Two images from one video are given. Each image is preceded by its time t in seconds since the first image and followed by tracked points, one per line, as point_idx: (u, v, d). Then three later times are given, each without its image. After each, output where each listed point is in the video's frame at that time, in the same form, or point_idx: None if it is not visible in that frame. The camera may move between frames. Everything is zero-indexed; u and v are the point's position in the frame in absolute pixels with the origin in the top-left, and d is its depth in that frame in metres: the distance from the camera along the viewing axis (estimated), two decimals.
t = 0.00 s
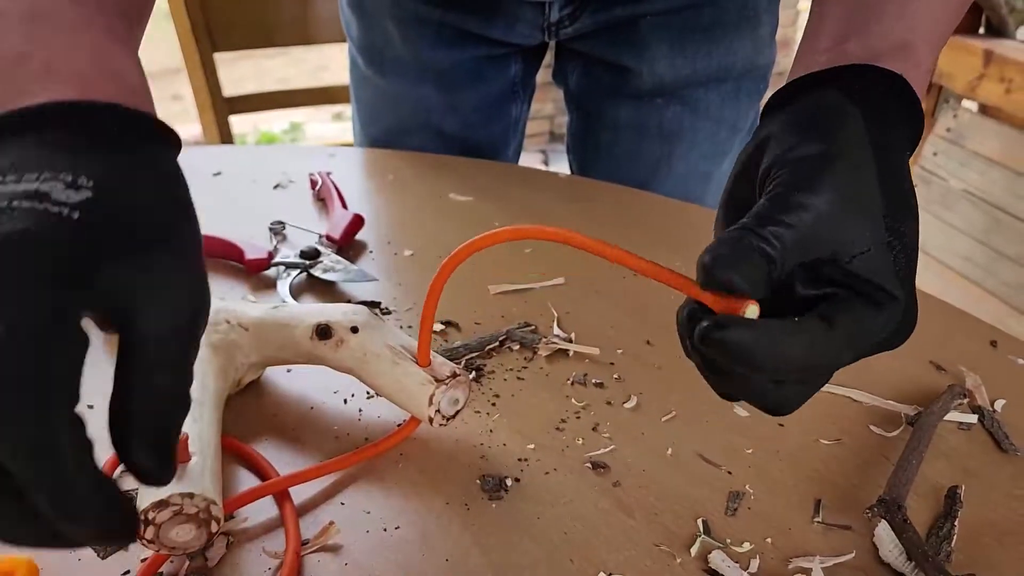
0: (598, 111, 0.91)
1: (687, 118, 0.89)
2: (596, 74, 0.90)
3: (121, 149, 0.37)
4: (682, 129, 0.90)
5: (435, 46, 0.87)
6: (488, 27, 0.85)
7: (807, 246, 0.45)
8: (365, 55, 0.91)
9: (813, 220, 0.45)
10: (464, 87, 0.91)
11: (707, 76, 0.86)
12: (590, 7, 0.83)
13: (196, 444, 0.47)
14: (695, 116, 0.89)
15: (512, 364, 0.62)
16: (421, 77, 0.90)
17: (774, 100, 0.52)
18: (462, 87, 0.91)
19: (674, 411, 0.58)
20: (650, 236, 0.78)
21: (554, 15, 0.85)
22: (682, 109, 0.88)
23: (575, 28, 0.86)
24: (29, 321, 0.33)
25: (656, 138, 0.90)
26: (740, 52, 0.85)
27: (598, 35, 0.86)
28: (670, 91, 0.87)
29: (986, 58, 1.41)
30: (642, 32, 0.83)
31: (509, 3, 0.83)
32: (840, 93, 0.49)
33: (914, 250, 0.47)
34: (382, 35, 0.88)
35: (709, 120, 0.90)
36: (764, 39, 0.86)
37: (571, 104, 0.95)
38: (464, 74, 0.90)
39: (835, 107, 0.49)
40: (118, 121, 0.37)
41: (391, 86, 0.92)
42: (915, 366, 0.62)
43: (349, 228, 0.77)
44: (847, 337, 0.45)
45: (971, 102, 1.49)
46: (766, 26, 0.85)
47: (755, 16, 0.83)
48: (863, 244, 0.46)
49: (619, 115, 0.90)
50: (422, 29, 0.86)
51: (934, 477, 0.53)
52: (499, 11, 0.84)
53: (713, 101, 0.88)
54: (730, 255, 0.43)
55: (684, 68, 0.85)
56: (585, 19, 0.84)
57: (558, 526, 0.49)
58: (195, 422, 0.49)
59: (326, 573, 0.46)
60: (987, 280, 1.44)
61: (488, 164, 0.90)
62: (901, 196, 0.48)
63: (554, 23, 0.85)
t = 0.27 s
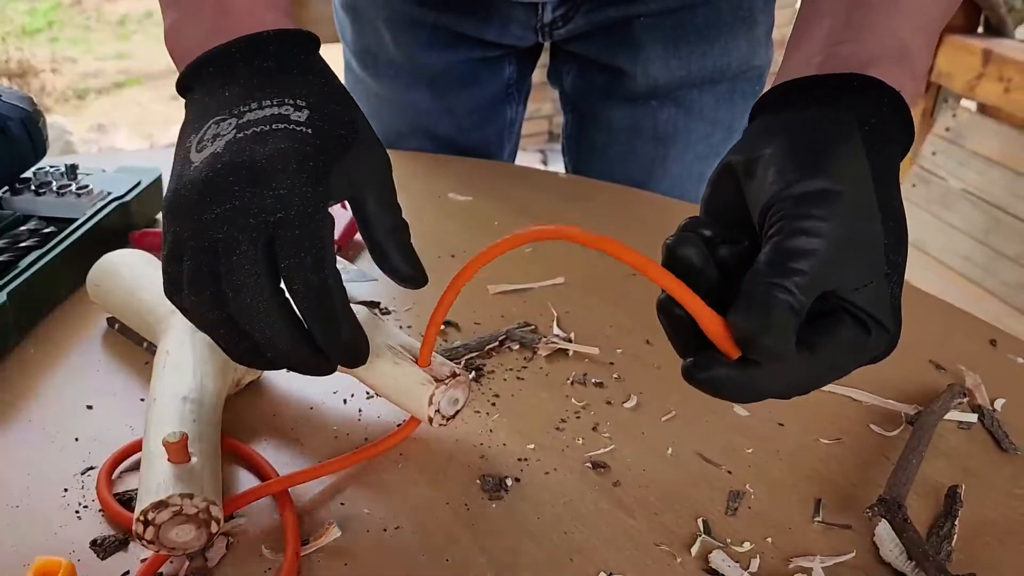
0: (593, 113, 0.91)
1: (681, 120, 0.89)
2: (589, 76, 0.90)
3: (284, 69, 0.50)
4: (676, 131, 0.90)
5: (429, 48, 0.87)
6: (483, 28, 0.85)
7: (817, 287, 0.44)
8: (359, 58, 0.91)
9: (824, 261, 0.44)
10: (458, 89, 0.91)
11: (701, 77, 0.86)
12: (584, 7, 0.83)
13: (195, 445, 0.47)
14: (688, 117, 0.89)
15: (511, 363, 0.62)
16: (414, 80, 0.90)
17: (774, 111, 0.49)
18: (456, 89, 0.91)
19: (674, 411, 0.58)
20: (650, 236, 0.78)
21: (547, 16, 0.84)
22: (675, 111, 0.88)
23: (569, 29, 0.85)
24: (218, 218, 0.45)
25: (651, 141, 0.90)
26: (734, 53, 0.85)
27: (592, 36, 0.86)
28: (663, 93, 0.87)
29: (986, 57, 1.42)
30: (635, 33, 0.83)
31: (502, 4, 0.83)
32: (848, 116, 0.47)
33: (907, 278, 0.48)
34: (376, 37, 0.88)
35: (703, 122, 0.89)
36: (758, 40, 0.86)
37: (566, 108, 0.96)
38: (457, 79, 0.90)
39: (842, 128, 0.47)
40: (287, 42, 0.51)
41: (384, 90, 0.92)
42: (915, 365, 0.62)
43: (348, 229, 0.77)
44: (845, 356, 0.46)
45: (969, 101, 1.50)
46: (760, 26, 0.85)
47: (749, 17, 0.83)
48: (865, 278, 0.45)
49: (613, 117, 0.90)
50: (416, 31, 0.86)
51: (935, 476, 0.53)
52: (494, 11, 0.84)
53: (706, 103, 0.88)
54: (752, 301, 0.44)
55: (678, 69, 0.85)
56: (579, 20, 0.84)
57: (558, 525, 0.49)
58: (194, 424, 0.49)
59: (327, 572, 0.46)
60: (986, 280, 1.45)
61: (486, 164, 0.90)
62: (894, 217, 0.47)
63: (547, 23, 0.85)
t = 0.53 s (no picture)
0: (592, 113, 0.91)
1: (681, 120, 0.89)
2: (589, 76, 0.90)
3: (317, 133, 0.57)
4: (675, 132, 0.90)
5: (427, 48, 0.87)
6: (482, 28, 0.85)
7: (801, 273, 0.44)
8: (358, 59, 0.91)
9: (805, 244, 0.44)
10: (457, 89, 0.91)
11: (699, 77, 0.86)
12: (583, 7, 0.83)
13: (192, 447, 0.47)
14: (687, 118, 0.89)
15: (513, 363, 0.62)
16: (413, 80, 0.90)
17: (771, 104, 0.51)
18: (456, 89, 0.91)
19: (675, 410, 0.58)
20: (650, 235, 0.78)
21: (546, 16, 0.84)
22: (674, 111, 0.88)
23: (568, 29, 0.85)
24: (247, 257, 0.49)
25: (650, 141, 0.90)
26: (733, 53, 0.85)
27: (591, 36, 0.86)
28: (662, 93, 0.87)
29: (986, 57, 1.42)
30: (634, 33, 0.83)
31: (501, 4, 0.83)
32: (831, 102, 0.49)
33: (900, 265, 0.47)
34: (375, 38, 0.88)
35: (702, 122, 0.89)
36: (756, 41, 0.86)
37: (565, 107, 0.96)
38: (457, 78, 0.90)
39: (830, 119, 0.48)
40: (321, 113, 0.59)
41: (384, 90, 0.92)
42: (916, 364, 0.62)
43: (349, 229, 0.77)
44: (835, 356, 0.45)
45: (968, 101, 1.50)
46: (758, 27, 0.85)
47: (747, 17, 0.83)
48: (853, 263, 0.46)
49: (612, 117, 0.90)
50: (415, 31, 0.86)
51: (936, 475, 0.53)
52: (492, 10, 0.84)
53: (705, 103, 0.88)
54: (721, 299, 0.43)
55: (677, 69, 0.85)
56: (578, 20, 0.84)
57: (560, 524, 0.49)
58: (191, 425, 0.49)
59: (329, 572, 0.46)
60: (986, 280, 1.45)
61: (486, 165, 0.90)
62: (883, 203, 0.48)
63: (546, 23, 0.85)
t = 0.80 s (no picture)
0: (592, 116, 0.91)
1: (680, 123, 0.89)
2: (589, 79, 0.90)
3: None
4: (674, 135, 0.90)
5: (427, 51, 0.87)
6: (481, 30, 0.85)
7: (836, 223, 0.45)
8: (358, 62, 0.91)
9: (840, 194, 0.45)
10: (457, 91, 0.91)
11: (698, 80, 0.86)
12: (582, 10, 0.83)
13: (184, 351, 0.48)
14: (686, 121, 0.89)
15: (515, 366, 0.62)
16: (414, 82, 0.90)
17: (797, 72, 0.50)
18: (457, 91, 0.91)
19: (677, 412, 0.58)
20: (652, 237, 0.78)
21: (545, 19, 0.84)
22: (673, 114, 0.88)
23: (567, 32, 0.85)
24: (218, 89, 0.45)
25: (649, 144, 0.90)
26: (732, 56, 0.85)
27: (591, 38, 0.86)
28: (662, 96, 0.87)
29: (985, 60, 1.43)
30: (633, 36, 0.83)
31: (500, 7, 0.83)
32: (855, 64, 0.48)
33: (933, 230, 0.49)
34: (376, 40, 0.89)
35: (701, 125, 0.89)
36: (755, 44, 0.86)
37: (566, 110, 0.96)
38: (457, 81, 0.90)
39: (866, 82, 0.47)
40: None
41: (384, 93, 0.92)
42: (918, 367, 0.62)
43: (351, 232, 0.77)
44: (857, 318, 0.46)
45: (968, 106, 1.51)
46: (758, 30, 0.85)
47: (746, 20, 0.83)
48: (887, 223, 0.46)
49: (611, 120, 0.90)
50: (415, 32, 0.87)
51: (939, 477, 0.53)
52: (491, 12, 0.84)
53: (704, 106, 0.88)
54: (762, 238, 0.42)
55: (676, 72, 0.85)
56: (577, 23, 0.84)
57: (563, 526, 0.49)
58: (182, 324, 0.49)
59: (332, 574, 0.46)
60: (986, 283, 1.46)
61: (487, 168, 0.90)
62: (917, 164, 0.48)
63: (545, 26, 0.85)
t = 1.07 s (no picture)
0: (590, 127, 0.92)
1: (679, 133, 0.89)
2: (587, 88, 0.90)
3: None
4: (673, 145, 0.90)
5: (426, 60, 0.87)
6: (479, 40, 0.85)
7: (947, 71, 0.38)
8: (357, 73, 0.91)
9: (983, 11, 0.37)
10: (457, 101, 0.91)
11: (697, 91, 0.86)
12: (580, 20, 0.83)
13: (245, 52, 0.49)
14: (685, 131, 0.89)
15: (513, 375, 0.62)
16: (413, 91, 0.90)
17: None
18: (456, 101, 0.91)
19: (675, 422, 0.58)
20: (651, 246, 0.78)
21: (543, 29, 0.84)
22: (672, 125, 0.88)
23: (564, 41, 0.85)
24: None
25: (648, 154, 0.90)
26: (730, 66, 0.85)
27: (588, 48, 0.86)
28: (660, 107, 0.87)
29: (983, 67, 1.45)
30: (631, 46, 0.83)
31: (499, 16, 0.83)
32: None
33: None
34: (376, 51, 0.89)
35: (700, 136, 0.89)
36: (753, 55, 0.87)
37: (564, 121, 0.96)
38: (456, 90, 0.90)
39: None
40: None
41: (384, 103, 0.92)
42: (916, 376, 0.62)
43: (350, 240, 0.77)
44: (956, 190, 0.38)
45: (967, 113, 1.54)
46: (755, 41, 0.86)
47: (744, 31, 0.84)
48: None
49: (609, 132, 0.90)
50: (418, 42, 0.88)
51: (937, 487, 0.53)
52: (489, 22, 0.84)
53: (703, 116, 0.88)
54: None
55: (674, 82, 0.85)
56: (575, 31, 0.84)
57: (562, 536, 0.49)
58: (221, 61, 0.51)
59: None
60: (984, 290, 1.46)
61: (486, 177, 0.90)
62: None
63: (543, 36, 0.85)
